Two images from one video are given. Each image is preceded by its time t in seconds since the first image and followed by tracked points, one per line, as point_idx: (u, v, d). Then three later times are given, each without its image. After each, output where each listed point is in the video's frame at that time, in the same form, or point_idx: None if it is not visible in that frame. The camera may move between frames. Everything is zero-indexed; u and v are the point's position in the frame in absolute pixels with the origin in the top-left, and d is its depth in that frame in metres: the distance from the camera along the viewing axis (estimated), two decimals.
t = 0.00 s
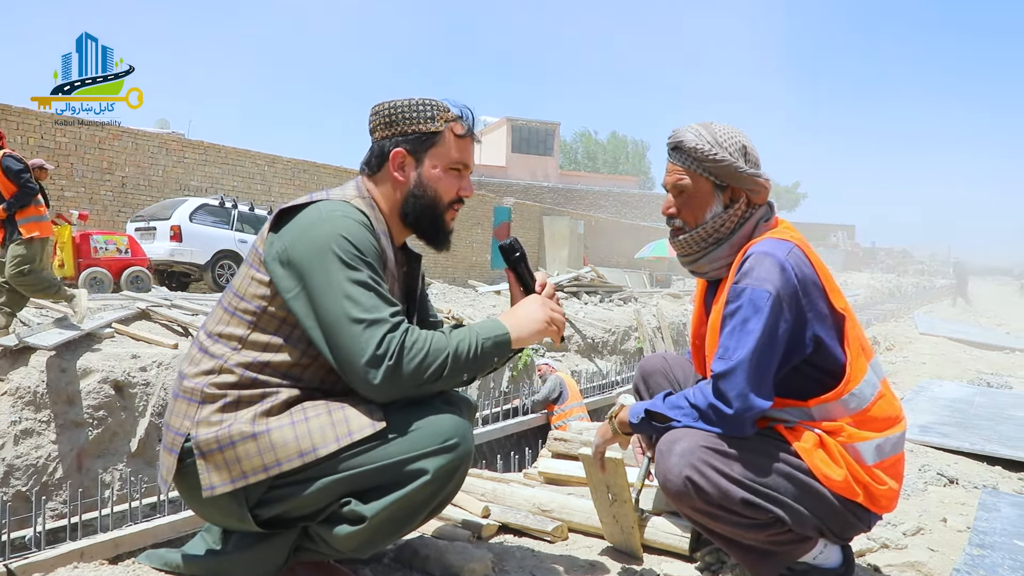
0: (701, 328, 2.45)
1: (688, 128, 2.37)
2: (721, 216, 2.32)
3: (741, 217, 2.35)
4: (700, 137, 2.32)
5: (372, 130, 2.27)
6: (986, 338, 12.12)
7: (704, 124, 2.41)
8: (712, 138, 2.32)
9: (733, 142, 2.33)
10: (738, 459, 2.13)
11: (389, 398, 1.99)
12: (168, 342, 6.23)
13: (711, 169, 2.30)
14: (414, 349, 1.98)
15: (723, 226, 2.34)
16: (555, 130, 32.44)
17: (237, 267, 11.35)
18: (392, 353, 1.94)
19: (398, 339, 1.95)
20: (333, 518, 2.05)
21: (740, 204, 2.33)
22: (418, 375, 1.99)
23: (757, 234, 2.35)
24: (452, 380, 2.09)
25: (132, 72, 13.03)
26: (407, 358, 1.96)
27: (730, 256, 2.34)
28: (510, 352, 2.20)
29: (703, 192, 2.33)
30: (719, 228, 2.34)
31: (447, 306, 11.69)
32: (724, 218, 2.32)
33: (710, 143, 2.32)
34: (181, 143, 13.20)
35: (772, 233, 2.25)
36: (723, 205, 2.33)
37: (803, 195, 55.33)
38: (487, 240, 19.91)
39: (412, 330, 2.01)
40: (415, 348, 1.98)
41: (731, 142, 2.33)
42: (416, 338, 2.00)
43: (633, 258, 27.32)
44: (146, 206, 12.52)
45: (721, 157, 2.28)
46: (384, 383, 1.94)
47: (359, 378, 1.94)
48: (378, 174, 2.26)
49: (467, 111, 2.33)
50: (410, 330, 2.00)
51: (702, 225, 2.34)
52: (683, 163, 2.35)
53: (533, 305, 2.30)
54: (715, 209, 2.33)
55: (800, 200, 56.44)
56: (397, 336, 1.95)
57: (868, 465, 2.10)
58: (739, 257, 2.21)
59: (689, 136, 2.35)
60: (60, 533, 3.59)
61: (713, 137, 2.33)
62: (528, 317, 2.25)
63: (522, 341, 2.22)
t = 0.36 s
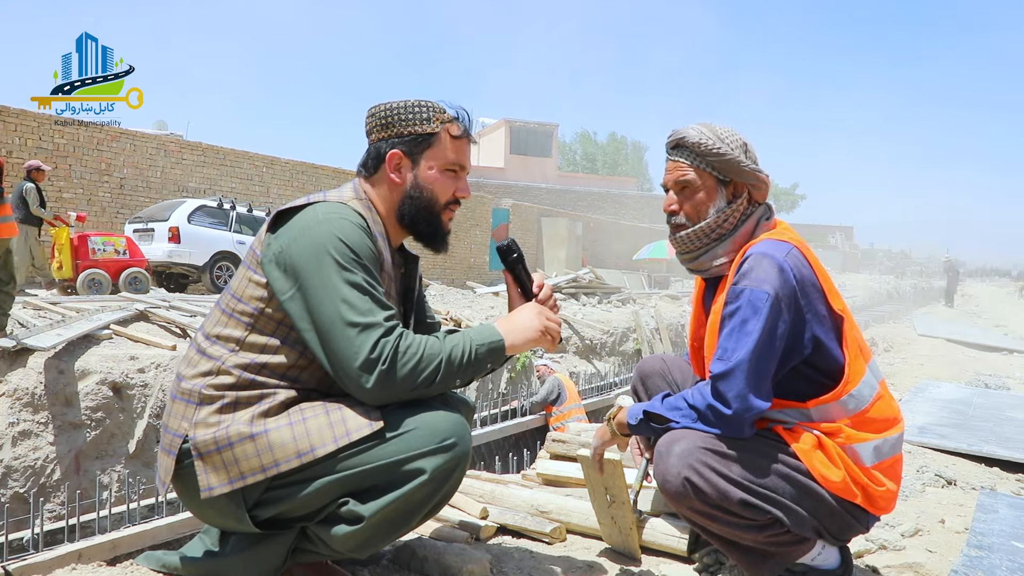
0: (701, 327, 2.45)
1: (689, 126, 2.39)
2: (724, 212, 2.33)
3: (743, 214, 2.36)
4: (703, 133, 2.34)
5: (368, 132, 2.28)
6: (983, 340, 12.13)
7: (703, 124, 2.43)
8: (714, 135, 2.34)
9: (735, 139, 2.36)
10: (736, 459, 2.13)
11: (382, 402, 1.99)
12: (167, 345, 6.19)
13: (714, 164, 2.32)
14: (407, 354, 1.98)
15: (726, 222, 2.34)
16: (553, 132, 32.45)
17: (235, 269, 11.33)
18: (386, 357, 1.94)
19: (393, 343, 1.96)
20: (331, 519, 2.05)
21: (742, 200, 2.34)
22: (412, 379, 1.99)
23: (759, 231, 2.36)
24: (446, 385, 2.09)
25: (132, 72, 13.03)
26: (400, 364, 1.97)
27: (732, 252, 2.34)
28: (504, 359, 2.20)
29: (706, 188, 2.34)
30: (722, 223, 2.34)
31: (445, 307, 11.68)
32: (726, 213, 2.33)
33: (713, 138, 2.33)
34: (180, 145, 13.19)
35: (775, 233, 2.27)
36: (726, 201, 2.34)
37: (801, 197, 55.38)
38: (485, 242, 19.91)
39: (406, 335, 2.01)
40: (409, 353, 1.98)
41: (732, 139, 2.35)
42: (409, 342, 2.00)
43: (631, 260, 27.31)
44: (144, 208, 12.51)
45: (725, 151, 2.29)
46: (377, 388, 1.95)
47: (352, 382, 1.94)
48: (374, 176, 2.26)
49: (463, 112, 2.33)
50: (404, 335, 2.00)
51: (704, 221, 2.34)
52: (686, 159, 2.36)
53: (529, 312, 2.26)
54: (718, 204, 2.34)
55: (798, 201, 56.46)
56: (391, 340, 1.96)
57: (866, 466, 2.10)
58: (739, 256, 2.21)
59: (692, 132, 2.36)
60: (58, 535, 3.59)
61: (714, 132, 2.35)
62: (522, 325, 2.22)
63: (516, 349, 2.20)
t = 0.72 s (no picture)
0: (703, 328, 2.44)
1: (691, 126, 2.40)
2: (732, 209, 2.34)
3: (748, 212, 2.39)
4: (708, 132, 2.36)
5: (367, 133, 2.28)
6: (982, 342, 12.12)
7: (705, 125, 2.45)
8: (718, 134, 2.36)
9: (737, 139, 2.38)
10: (736, 460, 2.13)
11: (379, 403, 1.99)
12: (165, 346, 6.20)
13: (720, 162, 2.34)
14: (405, 357, 1.98)
15: (733, 221, 2.35)
16: (552, 133, 32.43)
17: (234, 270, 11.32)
18: (384, 360, 1.94)
19: (390, 346, 1.96)
20: (330, 520, 2.05)
21: (747, 198, 2.37)
22: (409, 383, 1.99)
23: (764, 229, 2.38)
24: (443, 387, 2.09)
25: (132, 72, 13.03)
26: (398, 366, 1.97)
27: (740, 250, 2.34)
28: (502, 364, 2.20)
29: (714, 186, 2.35)
30: (731, 221, 2.35)
31: (443, 309, 11.66)
32: (735, 211, 2.34)
33: (719, 137, 2.35)
34: (179, 145, 13.19)
35: (781, 232, 2.28)
36: (732, 198, 2.36)
37: (800, 198, 55.38)
38: (483, 243, 19.89)
39: (403, 337, 2.01)
40: (406, 356, 1.98)
41: (736, 138, 2.38)
42: (406, 345, 2.00)
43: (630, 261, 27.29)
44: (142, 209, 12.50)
45: (732, 149, 2.32)
46: (374, 390, 1.95)
47: (349, 384, 1.94)
48: (373, 177, 2.26)
49: (461, 113, 2.33)
50: (402, 337, 2.00)
51: (714, 219, 2.34)
52: (690, 158, 2.36)
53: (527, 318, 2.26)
54: (725, 202, 2.35)
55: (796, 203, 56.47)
56: (388, 343, 1.96)
57: (865, 468, 2.10)
58: (741, 257, 2.22)
59: (696, 131, 2.37)
60: (56, 537, 3.59)
61: (719, 132, 2.36)
62: (520, 329, 2.23)
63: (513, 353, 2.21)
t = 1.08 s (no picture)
0: (701, 330, 2.45)
1: (691, 127, 2.40)
2: (733, 210, 2.34)
3: (748, 213, 2.39)
4: (707, 133, 2.36)
5: (367, 134, 2.28)
6: (981, 343, 12.13)
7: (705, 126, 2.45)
8: (719, 136, 2.36)
9: (737, 140, 2.39)
10: (734, 462, 2.13)
11: (379, 403, 1.99)
12: (163, 347, 6.20)
13: (721, 163, 2.34)
14: (405, 357, 1.98)
15: (734, 222, 2.35)
16: (551, 134, 32.42)
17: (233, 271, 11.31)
18: (383, 360, 1.94)
19: (389, 346, 1.96)
20: (329, 521, 2.05)
21: (748, 198, 2.37)
22: (408, 383, 1.99)
23: (763, 230, 2.39)
24: (442, 384, 2.09)
25: (132, 72, 13.04)
26: (397, 366, 1.96)
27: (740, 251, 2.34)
28: (502, 359, 2.20)
29: (715, 187, 2.35)
30: (732, 222, 2.35)
31: (442, 310, 11.66)
32: (735, 212, 2.34)
33: (718, 138, 2.35)
34: (178, 146, 13.19)
35: (780, 234, 2.28)
36: (733, 199, 2.36)
37: (799, 199, 55.44)
38: (482, 244, 19.89)
39: (402, 337, 2.00)
40: (406, 355, 1.98)
41: (736, 139, 2.38)
42: (406, 345, 1.99)
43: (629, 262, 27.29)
44: (141, 209, 12.50)
45: (732, 150, 2.32)
46: (373, 390, 1.95)
47: (348, 384, 1.94)
48: (373, 178, 2.26)
49: (460, 114, 2.33)
50: (400, 337, 2.00)
51: (715, 221, 2.34)
52: (690, 160, 2.37)
53: (526, 311, 2.26)
54: (727, 204, 2.35)
55: (796, 204, 56.53)
56: (387, 342, 1.96)
57: (863, 469, 2.10)
58: (741, 258, 2.22)
59: (696, 132, 2.38)
60: (55, 538, 3.58)
61: (718, 134, 2.37)
62: (519, 323, 2.22)
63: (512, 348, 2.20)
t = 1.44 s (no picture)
0: (699, 331, 2.46)
1: (691, 129, 2.40)
2: (733, 213, 2.35)
3: (747, 215, 2.39)
4: (706, 135, 2.36)
5: (369, 135, 2.27)
6: (979, 343, 12.16)
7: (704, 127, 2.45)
8: (719, 138, 2.36)
9: (736, 141, 2.40)
10: (734, 462, 2.13)
11: (376, 401, 1.99)
12: (163, 347, 6.21)
13: (720, 166, 2.34)
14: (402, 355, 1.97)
15: (734, 223, 2.36)
16: (551, 134, 32.43)
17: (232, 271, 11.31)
18: (381, 358, 1.94)
19: (386, 346, 1.95)
20: (328, 521, 2.05)
21: (746, 200, 2.38)
22: (404, 383, 1.99)
23: (762, 231, 2.39)
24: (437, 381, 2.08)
25: (132, 71, 13.07)
26: (394, 365, 1.96)
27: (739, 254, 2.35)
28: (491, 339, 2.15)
29: (714, 190, 2.35)
30: (732, 224, 2.35)
31: (441, 310, 11.66)
32: (735, 214, 2.35)
33: (717, 140, 2.36)
34: (177, 147, 13.19)
35: (780, 236, 2.29)
36: (732, 201, 2.36)
37: (798, 200, 55.45)
38: (482, 245, 19.92)
39: (399, 334, 1.99)
40: (402, 356, 1.97)
41: (734, 140, 2.39)
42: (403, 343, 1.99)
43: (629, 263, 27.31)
44: (140, 210, 12.49)
45: (731, 152, 2.33)
46: (372, 389, 1.95)
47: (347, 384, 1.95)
48: (375, 180, 2.26)
49: (463, 117, 2.34)
50: (398, 334, 1.99)
51: (714, 223, 2.35)
52: (690, 162, 2.37)
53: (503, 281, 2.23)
54: (726, 206, 2.35)
55: (795, 205, 56.57)
56: (384, 341, 1.95)
57: (863, 469, 2.10)
58: (740, 260, 2.22)
59: (695, 134, 2.38)
60: (54, 538, 3.58)
61: (717, 136, 2.37)
62: (498, 296, 2.20)
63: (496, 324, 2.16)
